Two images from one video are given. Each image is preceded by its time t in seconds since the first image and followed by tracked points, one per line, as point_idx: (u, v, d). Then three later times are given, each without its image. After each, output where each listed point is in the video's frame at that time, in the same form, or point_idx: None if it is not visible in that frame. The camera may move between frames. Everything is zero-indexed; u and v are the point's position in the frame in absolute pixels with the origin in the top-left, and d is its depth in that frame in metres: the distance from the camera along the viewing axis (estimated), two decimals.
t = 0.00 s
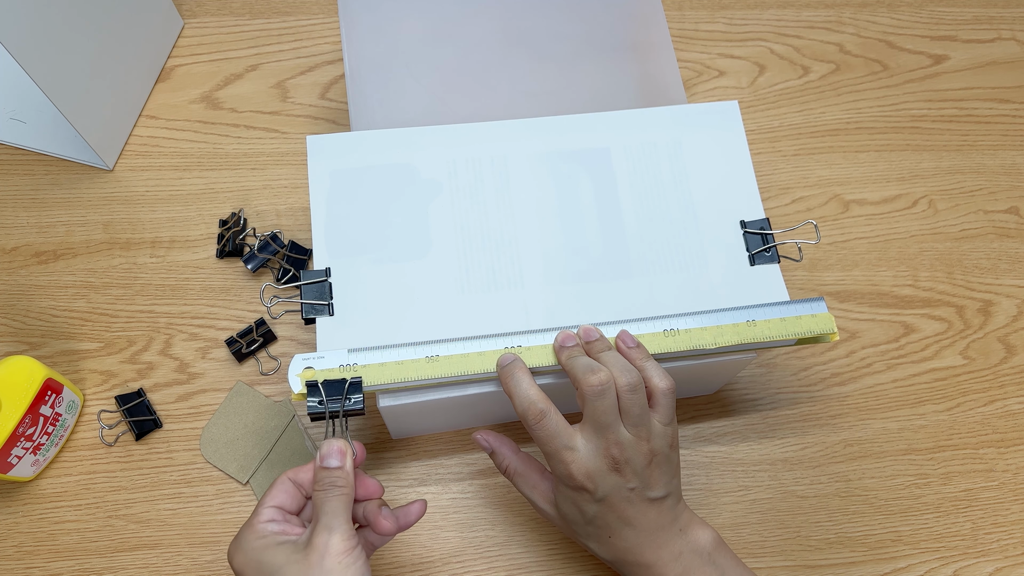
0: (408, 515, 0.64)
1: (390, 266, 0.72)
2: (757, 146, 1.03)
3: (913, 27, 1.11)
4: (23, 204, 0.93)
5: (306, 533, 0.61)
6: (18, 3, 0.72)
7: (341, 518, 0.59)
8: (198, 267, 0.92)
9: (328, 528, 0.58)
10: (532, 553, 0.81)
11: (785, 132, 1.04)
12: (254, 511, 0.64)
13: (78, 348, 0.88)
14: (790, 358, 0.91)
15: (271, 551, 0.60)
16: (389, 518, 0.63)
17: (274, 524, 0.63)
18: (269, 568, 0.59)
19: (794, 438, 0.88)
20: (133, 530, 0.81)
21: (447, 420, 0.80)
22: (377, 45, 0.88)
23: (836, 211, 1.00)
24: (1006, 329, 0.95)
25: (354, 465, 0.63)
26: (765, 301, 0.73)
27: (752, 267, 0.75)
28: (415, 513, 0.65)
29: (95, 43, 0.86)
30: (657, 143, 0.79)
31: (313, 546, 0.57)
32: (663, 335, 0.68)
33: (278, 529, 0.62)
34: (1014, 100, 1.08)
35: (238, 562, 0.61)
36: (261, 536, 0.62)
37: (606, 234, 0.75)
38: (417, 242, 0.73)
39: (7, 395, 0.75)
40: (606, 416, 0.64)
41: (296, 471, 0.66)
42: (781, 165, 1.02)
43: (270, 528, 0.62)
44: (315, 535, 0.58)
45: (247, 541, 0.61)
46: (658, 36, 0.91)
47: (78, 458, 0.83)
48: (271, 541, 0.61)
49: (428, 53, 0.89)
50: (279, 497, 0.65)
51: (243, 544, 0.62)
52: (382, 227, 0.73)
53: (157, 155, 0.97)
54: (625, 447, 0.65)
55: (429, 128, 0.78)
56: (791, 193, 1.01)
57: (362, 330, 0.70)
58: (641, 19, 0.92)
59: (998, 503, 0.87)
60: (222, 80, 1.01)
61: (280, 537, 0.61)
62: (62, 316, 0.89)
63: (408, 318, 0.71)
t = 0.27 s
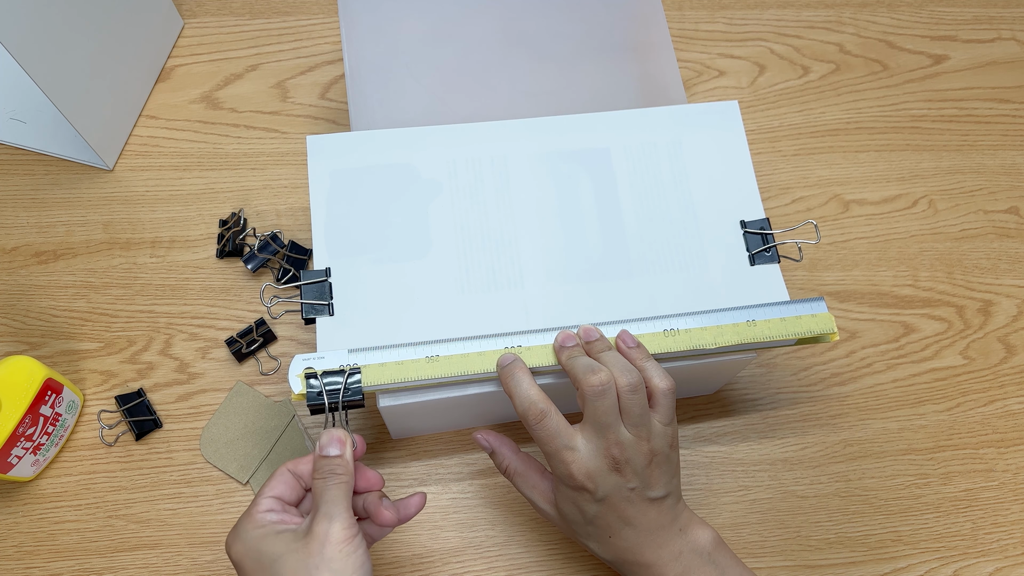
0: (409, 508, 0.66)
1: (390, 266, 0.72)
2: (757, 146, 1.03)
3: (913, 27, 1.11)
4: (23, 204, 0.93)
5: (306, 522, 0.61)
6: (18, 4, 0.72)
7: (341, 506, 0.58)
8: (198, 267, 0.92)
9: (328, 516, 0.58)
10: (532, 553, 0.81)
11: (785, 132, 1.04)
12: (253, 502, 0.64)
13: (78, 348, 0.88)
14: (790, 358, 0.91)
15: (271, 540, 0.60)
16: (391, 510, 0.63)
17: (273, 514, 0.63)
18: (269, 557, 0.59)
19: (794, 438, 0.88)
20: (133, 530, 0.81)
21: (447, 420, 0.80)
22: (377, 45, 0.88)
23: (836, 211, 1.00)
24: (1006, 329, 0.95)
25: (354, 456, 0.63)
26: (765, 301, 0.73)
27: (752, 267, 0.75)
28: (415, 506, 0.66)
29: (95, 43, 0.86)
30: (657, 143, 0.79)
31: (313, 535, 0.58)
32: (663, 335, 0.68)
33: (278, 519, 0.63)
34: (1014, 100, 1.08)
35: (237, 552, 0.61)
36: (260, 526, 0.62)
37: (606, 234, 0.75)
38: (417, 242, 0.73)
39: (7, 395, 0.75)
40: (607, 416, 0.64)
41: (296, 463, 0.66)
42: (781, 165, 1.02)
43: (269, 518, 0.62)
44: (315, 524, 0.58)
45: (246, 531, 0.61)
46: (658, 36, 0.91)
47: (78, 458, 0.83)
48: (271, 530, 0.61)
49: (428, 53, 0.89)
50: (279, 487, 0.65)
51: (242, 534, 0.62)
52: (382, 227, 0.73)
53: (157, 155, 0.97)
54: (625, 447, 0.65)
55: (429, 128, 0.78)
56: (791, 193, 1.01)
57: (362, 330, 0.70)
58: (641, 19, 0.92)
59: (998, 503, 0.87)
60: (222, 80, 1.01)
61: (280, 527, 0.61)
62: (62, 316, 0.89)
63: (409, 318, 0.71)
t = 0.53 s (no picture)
0: (408, 503, 0.65)
1: (390, 266, 0.72)
2: (757, 146, 1.03)
3: (913, 27, 1.11)
4: (23, 204, 0.93)
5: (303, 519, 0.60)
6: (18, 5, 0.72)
7: (337, 503, 0.58)
8: (198, 266, 0.92)
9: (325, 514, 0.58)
10: (532, 553, 0.81)
11: (785, 132, 1.04)
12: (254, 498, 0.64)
13: (78, 348, 0.88)
14: (790, 358, 0.91)
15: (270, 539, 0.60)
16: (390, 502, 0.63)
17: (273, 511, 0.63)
18: (267, 555, 0.59)
19: (794, 438, 0.88)
20: (133, 530, 0.81)
21: (447, 420, 0.80)
22: (377, 45, 0.88)
23: (836, 211, 1.00)
24: (1006, 329, 0.95)
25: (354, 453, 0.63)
26: (765, 301, 0.73)
27: (752, 267, 0.75)
28: (415, 500, 0.66)
29: (95, 44, 0.86)
30: (657, 143, 0.79)
31: (309, 531, 0.57)
32: (663, 335, 0.68)
33: (276, 516, 0.63)
34: (1014, 100, 1.08)
35: (237, 548, 0.61)
36: (259, 522, 0.62)
37: (606, 234, 0.75)
38: (417, 242, 0.73)
39: (7, 395, 0.75)
40: (606, 416, 0.64)
41: (296, 460, 0.66)
42: (781, 165, 1.02)
43: (268, 515, 0.63)
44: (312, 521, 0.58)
45: (244, 527, 0.61)
46: (658, 36, 0.91)
47: (78, 458, 0.83)
48: (268, 527, 0.61)
49: (428, 53, 0.89)
50: (279, 485, 0.65)
51: (241, 530, 0.62)
52: (381, 227, 0.74)
53: (157, 155, 0.97)
54: (625, 447, 0.65)
55: (429, 129, 0.78)
56: (791, 193, 1.01)
57: (363, 330, 0.70)
58: (641, 19, 0.92)
59: (998, 503, 0.87)
60: (222, 80, 1.01)
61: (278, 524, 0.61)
62: (62, 316, 0.89)
63: (409, 318, 0.71)
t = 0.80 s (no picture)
0: (413, 521, 0.66)
1: (389, 266, 0.72)
2: (757, 146, 1.03)
3: (912, 27, 1.11)
4: (23, 204, 0.93)
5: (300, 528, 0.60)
6: (17, 4, 0.72)
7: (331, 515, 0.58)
8: (198, 266, 0.92)
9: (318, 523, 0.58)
10: (532, 554, 0.81)
11: (785, 132, 1.04)
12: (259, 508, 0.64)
13: (78, 348, 0.88)
14: (790, 358, 0.91)
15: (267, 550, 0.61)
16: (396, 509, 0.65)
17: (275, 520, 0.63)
18: (263, 565, 0.60)
19: (794, 438, 0.88)
20: (132, 530, 0.81)
21: (447, 420, 0.80)
22: (377, 45, 0.88)
23: (836, 211, 1.00)
24: (1006, 329, 0.95)
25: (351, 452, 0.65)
26: (765, 301, 0.73)
27: (752, 267, 0.75)
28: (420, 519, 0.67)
29: (95, 44, 0.86)
30: (657, 143, 0.79)
31: (303, 545, 0.57)
32: (663, 335, 0.68)
33: (277, 526, 0.63)
34: (1014, 100, 1.08)
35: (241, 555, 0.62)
36: (260, 532, 0.62)
37: (606, 234, 0.75)
38: (417, 242, 0.73)
39: (7, 395, 0.75)
40: (605, 415, 0.64)
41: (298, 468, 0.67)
42: (781, 165, 1.02)
43: (270, 525, 0.63)
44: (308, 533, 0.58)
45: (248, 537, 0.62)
46: (658, 36, 0.91)
47: (78, 458, 0.83)
48: (268, 537, 0.61)
49: (428, 53, 0.89)
50: (285, 494, 0.65)
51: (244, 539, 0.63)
52: (381, 227, 0.74)
53: (157, 155, 0.97)
54: (624, 446, 0.65)
55: (429, 128, 0.78)
56: (791, 193, 1.01)
57: (363, 330, 0.70)
58: (641, 19, 0.92)
59: (998, 503, 0.87)
60: (222, 80, 1.01)
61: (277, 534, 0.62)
62: (62, 316, 0.89)
63: (408, 318, 0.71)
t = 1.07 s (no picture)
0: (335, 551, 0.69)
1: (389, 266, 0.72)
2: (757, 146, 1.03)
3: (912, 27, 1.11)
4: (23, 204, 0.93)
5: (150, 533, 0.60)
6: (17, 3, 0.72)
7: (204, 515, 0.59)
8: (198, 266, 0.92)
9: (192, 524, 0.59)
10: (532, 554, 0.81)
11: (785, 132, 1.04)
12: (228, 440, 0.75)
13: (78, 348, 0.88)
14: (790, 358, 0.91)
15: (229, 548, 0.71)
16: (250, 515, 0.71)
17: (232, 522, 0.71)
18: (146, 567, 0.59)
19: (794, 438, 0.88)
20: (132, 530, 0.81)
21: (447, 420, 0.80)
22: (377, 45, 0.88)
23: (836, 211, 1.00)
24: (1006, 330, 0.95)
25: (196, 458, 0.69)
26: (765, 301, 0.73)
27: (752, 267, 0.75)
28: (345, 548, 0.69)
29: (95, 44, 0.86)
30: (656, 143, 0.79)
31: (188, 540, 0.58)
32: (663, 335, 0.68)
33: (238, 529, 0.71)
34: (1014, 100, 1.08)
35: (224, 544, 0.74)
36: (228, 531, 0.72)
37: (606, 234, 0.75)
38: (417, 242, 0.73)
39: (7, 395, 0.75)
40: (606, 413, 0.64)
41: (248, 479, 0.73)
42: (781, 165, 1.02)
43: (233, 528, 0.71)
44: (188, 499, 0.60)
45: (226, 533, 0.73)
46: (658, 36, 0.91)
47: (78, 458, 0.83)
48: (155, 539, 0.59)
49: (428, 53, 0.89)
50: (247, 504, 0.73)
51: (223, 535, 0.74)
52: (381, 227, 0.74)
53: (157, 155, 0.97)
54: (626, 444, 0.66)
55: (429, 128, 0.78)
56: (791, 193, 1.01)
57: (363, 330, 0.70)
58: (641, 19, 0.92)
59: (998, 503, 0.87)
60: (222, 80, 1.01)
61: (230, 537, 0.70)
62: (63, 316, 0.89)
63: (408, 318, 0.71)
